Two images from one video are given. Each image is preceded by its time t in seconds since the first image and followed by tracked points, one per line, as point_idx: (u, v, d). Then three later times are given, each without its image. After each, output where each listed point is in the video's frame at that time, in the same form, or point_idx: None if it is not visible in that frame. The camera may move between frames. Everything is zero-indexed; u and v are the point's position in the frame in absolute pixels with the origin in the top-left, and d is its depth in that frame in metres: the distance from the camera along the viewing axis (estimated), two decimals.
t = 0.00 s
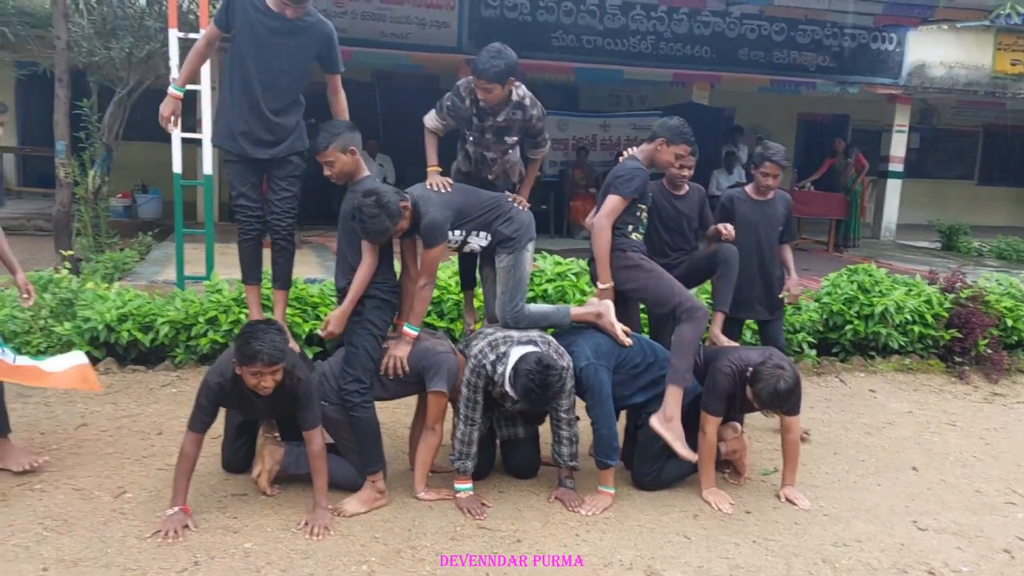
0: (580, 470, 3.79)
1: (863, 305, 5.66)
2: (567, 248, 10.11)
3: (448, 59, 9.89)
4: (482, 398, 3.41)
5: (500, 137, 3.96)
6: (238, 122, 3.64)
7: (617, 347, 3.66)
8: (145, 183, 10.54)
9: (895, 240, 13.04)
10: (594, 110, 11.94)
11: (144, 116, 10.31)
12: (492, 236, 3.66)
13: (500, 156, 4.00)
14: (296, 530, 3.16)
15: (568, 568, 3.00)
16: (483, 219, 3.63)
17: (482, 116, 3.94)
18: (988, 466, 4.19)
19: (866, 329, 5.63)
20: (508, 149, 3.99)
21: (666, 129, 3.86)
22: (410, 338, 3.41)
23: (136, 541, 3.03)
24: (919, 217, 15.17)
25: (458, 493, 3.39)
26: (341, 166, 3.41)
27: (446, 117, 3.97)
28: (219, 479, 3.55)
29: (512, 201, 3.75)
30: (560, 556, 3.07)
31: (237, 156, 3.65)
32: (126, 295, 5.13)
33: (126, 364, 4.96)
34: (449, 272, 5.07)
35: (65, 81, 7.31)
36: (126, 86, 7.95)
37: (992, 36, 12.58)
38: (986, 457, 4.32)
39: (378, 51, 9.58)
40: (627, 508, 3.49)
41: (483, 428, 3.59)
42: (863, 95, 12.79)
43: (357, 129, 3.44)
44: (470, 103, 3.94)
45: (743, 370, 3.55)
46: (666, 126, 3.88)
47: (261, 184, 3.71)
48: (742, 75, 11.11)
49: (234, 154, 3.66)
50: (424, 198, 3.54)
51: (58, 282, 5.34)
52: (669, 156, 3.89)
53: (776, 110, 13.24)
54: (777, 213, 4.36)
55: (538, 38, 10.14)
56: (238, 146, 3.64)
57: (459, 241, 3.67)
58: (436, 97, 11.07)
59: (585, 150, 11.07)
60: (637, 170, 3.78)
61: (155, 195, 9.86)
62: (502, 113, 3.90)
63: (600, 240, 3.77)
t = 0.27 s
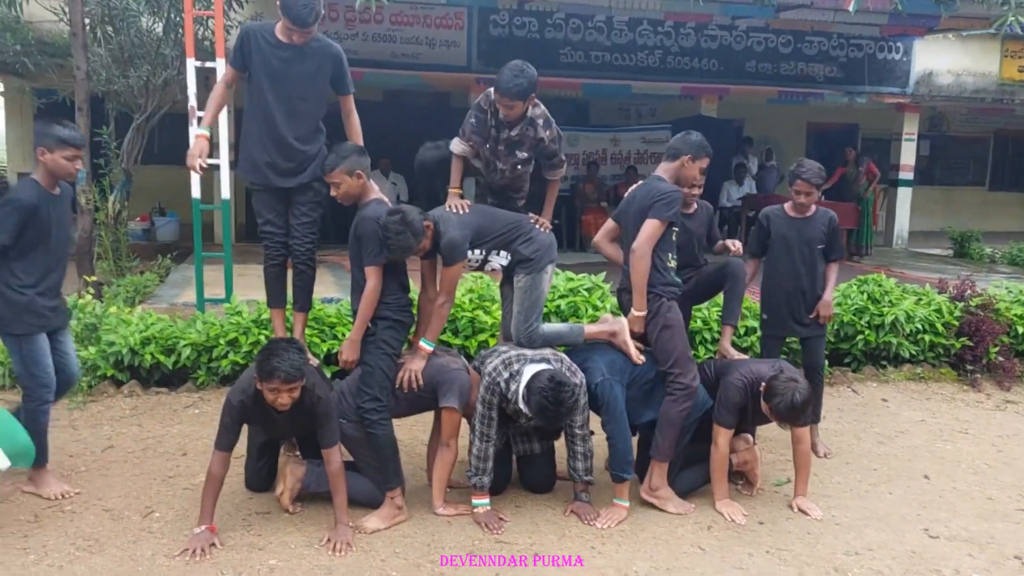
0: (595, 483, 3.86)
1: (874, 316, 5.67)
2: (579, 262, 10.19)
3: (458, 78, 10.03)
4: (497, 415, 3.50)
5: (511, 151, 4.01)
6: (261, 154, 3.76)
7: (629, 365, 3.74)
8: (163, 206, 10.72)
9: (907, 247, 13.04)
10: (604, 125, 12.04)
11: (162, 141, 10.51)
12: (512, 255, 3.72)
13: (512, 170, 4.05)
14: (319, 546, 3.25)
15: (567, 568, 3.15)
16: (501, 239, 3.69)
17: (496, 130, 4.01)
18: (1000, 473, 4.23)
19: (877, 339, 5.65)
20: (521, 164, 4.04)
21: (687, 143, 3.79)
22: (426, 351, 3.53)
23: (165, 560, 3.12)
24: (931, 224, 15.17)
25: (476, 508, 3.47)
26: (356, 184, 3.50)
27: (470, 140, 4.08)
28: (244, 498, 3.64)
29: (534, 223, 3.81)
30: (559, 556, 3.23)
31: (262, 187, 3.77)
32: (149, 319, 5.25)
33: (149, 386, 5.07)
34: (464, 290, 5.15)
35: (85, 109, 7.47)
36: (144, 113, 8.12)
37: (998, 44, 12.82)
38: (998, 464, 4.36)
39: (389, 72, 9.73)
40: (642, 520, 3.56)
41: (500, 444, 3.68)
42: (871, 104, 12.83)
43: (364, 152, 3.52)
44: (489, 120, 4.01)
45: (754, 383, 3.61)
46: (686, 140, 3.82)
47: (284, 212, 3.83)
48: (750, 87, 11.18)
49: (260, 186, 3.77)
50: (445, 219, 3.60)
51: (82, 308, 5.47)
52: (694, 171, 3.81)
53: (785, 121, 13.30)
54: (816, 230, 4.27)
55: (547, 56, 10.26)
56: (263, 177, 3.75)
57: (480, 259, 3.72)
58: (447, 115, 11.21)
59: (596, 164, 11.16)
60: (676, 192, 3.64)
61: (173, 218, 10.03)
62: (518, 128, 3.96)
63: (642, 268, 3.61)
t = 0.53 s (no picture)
0: (595, 495, 3.98)
1: (864, 331, 5.86)
2: (577, 281, 10.34)
3: (458, 101, 10.22)
4: (499, 429, 3.62)
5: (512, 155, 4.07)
6: (274, 179, 3.91)
7: (628, 381, 3.87)
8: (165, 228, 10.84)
9: (900, 265, 13.23)
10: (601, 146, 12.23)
11: (167, 165, 10.63)
12: (521, 274, 3.84)
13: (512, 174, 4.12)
14: (329, 558, 3.35)
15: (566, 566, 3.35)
16: (510, 258, 3.80)
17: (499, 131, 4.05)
18: (986, 484, 4.36)
19: (868, 354, 5.82)
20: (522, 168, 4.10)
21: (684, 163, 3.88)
22: (444, 367, 3.68)
23: (179, 572, 3.22)
24: (924, 242, 15.37)
25: (481, 520, 3.58)
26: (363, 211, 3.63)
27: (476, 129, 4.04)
28: (254, 513, 3.75)
29: (543, 246, 3.93)
30: (558, 556, 3.43)
31: (273, 210, 3.93)
32: (157, 340, 5.36)
33: (158, 406, 5.17)
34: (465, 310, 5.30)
35: (93, 134, 7.62)
36: (151, 138, 8.27)
37: (987, 65, 13.00)
38: (985, 474, 4.50)
39: (390, 96, 9.91)
40: (640, 531, 3.67)
41: (503, 457, 3.80)
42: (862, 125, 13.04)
43: (363, 176, 3.63)
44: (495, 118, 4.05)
45: (748, 397, 3.74)
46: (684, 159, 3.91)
47: (292, 234, 3.97)
48: (744, 109, 11.40)
49: (272, 210, 3.93)
50: (453, 234, 3.74)
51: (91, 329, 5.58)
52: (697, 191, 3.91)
53: (779, 142, 13.51)
54: (822, 251, 4.36)
55: (545, 79, 10.47)
56: (275, 201, 3.91)
57: (488, 277, 3.83)
58: (446, 137, 11.39)
59: (593, 185, 11.34)
60: (678, 214, 3.74)
61: (176, 240, 10.16)
62: (522, 141, 4.03)
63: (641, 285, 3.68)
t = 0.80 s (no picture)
0: (598, 499, 4.11)
1: (863, 339, 5.97)
2: (582, 289, 10.47)
3: (463, 112, 10.38)
4: (507, 435, 3.75)
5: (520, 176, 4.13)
6: (284, 189, 4.06)
7: (631, 387, 4.00)
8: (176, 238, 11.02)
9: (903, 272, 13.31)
10: (605, 155, 12.37)
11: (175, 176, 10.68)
12: (527, 285, 3.96)
13: (523, 194, 4.20)
14: (341, 558, 3.49)
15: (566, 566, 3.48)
16: (516, 270, 3.93)
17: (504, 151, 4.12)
18: (980, 488, 4.47)
19: (866, 361, 5.93)
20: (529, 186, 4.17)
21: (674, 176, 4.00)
22: (453, 378, 3.77)
23: (198, 571, 3.37)
24: (928, 248, 15.44)
25: (486, 522, 3.71)
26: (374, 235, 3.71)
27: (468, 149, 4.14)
28: (268, 515, 3.89)
29: (546, 257, 4.06)
30: (559, 556, 3.55)
31: (282, 217, 4.07)
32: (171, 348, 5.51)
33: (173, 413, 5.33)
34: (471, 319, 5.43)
35: (107, 148, 7.81)
36: (162, 150, 8.44)
37: (988, 74, 13.06)
38: (979, 479, 4.61)
39: (397, 107, 10.08)
40: (641, 532, 3.80)
41: (509, 462, 3.93)
42: (864, 133, 13.14)
43: (366, 198, 3.64)
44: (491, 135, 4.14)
45: (746, 404, 3.86)
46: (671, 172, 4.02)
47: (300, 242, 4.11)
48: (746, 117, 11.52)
49: (281, 218, 4.07)
50: (462, 250, 3.82)
51: (107, 338, 5.74)
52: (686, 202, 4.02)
53: (782, 150, 13.62)
54: (820, 261, 4.44)
55: (549, 89, 10.62)
56: (284, 210, 4.06)
57: (495, 288, 3.96)
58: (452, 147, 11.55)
59: (597, 194, 11.48)
60: (670, 223, 3.86)
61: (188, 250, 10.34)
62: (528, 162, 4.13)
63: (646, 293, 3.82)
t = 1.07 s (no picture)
0: (592, 502, 4.21)
1: (854, 344, 6.07)
2: (580, 298, 10.58)
3: (462, 123, 10.52)
4: (504, 440, 3.85)
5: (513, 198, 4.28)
6: (288, 207, 4.19)
7: (624, 393, 4.11)
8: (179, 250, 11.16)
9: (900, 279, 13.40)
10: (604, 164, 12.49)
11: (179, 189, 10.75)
12: (521, 295, 4.08)
13: (521, 210, 4.36)
14: (343, 560, 3.60)
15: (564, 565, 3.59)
16: (512, 280, 4.04)
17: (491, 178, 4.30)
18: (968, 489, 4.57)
19: (858, 367, 6.04)
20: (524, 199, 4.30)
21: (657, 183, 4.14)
22: (450, 381, 3.86)
23: (204, 573, 3.48)
24: (925, 255, 15.54)
25: (484, 525, 3.82)
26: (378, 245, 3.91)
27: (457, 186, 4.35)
28: (271, 519, 4.00)
29: (539, 266, 4.18)
30: (558, 556, 3.67)
31: (287, 234, 4.20)
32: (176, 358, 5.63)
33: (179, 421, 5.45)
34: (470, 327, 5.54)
35: (113, 162, 7.95)
36: (166, 164, 8.59)
37: (983, 83, 13.26)
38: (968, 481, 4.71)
39: (397, 119, 10.22)
40: (634, 534, 3.90)
41: (506, 466, 4.04)
42: (860, 141, 13.26)
43: (357, 210, 3.70)
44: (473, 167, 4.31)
45: (737, 409, 3.95)
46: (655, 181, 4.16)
47: (306, 258, 4.23)
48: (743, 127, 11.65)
49: (286, 234, 4.20)
50: (458, 258, 3.92)
51: (113, 349, 5.87)
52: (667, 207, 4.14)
53: (779, 158, 13.74)
54: (801, 263, 4.57)
55: (547, 100, 10.75)
56: (288, 227, 4.19)
57: (489, 297, 4.06)
58: (451, 158, 11.69)
59: (595, 204, 11.62)
60: (654, 228, 4.02)
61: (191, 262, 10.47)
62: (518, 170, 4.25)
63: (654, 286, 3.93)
